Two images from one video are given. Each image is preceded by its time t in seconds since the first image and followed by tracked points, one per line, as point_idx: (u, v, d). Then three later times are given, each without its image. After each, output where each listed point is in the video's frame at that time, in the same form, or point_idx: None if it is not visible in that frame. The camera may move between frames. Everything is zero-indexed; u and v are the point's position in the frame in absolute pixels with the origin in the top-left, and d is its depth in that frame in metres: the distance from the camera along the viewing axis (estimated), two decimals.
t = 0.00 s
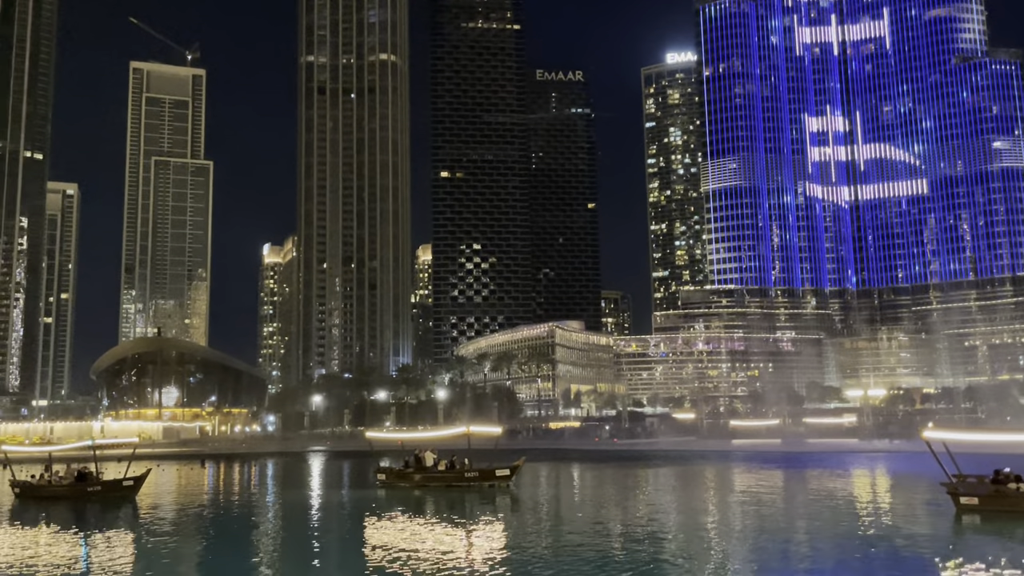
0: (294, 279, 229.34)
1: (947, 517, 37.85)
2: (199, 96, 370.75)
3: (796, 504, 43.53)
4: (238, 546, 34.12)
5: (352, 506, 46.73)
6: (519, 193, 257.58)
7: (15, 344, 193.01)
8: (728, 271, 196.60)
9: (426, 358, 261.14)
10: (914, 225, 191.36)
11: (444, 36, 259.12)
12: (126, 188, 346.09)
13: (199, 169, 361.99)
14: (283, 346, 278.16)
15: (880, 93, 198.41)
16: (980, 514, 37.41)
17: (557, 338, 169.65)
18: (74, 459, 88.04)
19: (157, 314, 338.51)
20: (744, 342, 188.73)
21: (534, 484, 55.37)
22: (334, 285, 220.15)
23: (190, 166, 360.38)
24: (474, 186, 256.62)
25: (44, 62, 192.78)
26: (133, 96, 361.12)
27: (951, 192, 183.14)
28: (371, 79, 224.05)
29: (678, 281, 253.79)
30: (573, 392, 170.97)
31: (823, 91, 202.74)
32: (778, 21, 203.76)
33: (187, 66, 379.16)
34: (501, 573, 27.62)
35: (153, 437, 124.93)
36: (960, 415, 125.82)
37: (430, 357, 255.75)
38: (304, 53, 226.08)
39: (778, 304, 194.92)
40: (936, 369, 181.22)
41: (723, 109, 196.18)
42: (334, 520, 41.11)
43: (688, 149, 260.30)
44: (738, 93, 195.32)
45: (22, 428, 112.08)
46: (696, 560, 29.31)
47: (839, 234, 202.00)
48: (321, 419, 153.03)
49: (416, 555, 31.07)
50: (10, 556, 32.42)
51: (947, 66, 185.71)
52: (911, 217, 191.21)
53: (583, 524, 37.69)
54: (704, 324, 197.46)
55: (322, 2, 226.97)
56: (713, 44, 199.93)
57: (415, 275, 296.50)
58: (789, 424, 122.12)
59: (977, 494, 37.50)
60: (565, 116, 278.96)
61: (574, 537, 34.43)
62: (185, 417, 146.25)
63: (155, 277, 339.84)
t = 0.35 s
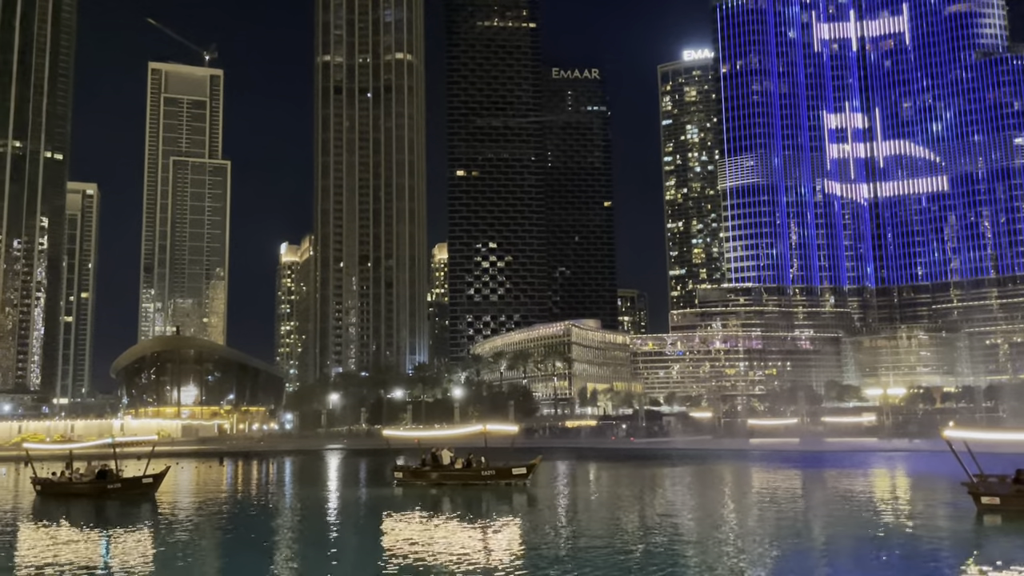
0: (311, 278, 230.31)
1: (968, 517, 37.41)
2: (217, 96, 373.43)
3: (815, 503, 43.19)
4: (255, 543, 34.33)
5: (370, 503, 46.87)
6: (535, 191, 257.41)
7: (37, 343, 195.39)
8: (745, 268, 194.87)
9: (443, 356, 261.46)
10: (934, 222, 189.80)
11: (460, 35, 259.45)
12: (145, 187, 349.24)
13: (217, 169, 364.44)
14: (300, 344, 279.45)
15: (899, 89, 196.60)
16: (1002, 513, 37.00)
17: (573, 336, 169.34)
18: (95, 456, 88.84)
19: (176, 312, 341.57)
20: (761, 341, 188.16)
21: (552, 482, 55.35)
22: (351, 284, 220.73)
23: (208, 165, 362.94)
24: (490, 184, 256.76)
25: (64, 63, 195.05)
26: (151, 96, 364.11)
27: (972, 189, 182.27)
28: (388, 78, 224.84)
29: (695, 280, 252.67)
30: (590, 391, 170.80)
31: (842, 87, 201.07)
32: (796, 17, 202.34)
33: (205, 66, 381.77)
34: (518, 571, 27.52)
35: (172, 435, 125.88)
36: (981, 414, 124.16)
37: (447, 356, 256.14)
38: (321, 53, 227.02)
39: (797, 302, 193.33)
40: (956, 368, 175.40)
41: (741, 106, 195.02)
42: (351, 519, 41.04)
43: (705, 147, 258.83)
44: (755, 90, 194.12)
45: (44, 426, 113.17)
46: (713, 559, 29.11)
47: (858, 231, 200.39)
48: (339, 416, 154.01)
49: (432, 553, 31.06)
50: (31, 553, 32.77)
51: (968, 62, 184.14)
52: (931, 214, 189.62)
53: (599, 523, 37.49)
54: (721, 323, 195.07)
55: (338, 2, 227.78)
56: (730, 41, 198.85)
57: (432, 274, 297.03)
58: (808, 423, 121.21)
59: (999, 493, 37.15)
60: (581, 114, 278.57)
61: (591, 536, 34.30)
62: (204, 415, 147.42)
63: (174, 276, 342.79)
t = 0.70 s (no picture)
0: (324, 277, 230.93)
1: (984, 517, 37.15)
2: (231, 96, 375.43)
3: (829, 502, 42.93)
4: (268, 540, 34.55)
5: (382, 502, 46.95)
6: (547, 189, 257.46)
7: (53, 341, 196.93)
8: (758, 267, 193.39)
9: (455, 355, 261.90)
10: (949, 220, 188.67)
11: (472, 33, 259.61)
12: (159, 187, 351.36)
13: (231, 168, 366.08)
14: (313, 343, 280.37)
15: (914, 86, 195.32)
16: (1019, 512, 36.82)
17: (585, 335, 169.02)
18: (110, 454, 89.55)
19: (190, 311, 343.51)
20: (775, 339, 186.66)
21: (563, 480, 55.28)
22: (363, 282, 221.18)
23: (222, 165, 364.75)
24: (502, 183, 256.76)
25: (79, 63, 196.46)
26: (165, 96, 366.18)
27: (987, 186, 181.65)
28: (401, 77, 225.27)
29: (707, 278, 251.98)
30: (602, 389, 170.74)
31: (856, 84, 199.69)
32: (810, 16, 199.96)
33: (218, 65, 383.49)
34: (531, 569, 27.54)
35: (186, 432, 126.89)
36: (996, 413, 123.34)
37: (459, 354, 256.39)
38: (333, 52, 227.63)
39: (810, 300, 191.69)
40: (971, 367, 174.42)
41: (754, 103, 194.07)
42: (363, 517, 40.92)
43: (718, 144, 257.71)
44: (768, 88, 193.24)
45: (61, 423, 113.98)
46: (726, 558, 28.98)
47: (873, 230, 198.26)
48: (352, 414, 154.69)
49: (444, 552, 31.00)
50: (46, 549, 33.03)
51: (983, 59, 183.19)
52: (947, 212, 188.53)
53: (613, 523, 37.34)
54: (734, 321, 193.78)
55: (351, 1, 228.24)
56: (744, 38, 197.86)
57: (444, 272, 297.32)
58: (822, 421, 120.69)
59: (1015, 493, 37.06)
60: (594, 112, 278.26)
61: (603, 534, 34.23)
62: (218, 413, 148.44)
63: (188, 275, 344.90)
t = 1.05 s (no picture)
0: (333, 276, 231.61)
1: (996, 517, 37.00)
2: (241, 97, 377.18)
3: (840, 502, 42.79)
4: (277, 539, 34.64)
5: (392, 500, 46.97)
6: (556, 188, 257.37)
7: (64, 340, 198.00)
8: (768, 266, 193.36)
9: (464, 355, 262.12)
10: (961, 219, 187.46)
11: (481, 33, 259.65)
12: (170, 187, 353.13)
13: (241, 167, 367.40)
14: (322, 342, 280.99)
15: (924, 85, 194.57)
16: None
17: (594, 334, 168.62)
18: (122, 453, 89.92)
19: (200, 310, 345.04)
20: (785, 339, 185.77)
21: (572, 480, 55.29)
22: (373, 282, 221.58)
23: (231, 165, 365.92)
24: (511, 182, 256.80)
25: (90, 64, 197.15)
26: (176, 96, 368.23)
27: (999, 185, 180.02)
28: (409, 76, 225.58)
29: (717, 277, 251.59)
30: (611, 388, 170.65)
31: (866, 83, 199.03)
32: (820, 13, 199.71)
33: (228, 66, 384.93)
34: (540, 569, 27.54)
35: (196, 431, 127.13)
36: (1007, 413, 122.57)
37: (468, 353, 256.58)
38: (343, 52, 228.26)
39: (820, 299, 190.94)
40: (983, 367, 173.31)
41: (764, 102, 193.61)
42: (372, 517, 40.83)
43: (727, 143, 256.67)
44: (778, 86, 192.90)
45: (72, 422, 114.47)
46: (735, 559, 28.85)
47: (883, 229, 197.89)
48: (361, 414, 155.24)
49: (454, 551, 31.02)
50: (57, 547, 33.19)
51: (994, 57, 182.10)
52: (957, 211, 187.40)
53: (622, 522, 37.30)
54: (743, 321, 193.40)
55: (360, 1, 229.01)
56: (753, 36, 197.45)
57: (453, 272, 297.56)
58: (831, 421, 120.33)
59: None
60: (603, 111, 278.04)
61: (613, 533, 34.29)
62: (229, 412, 148.89)
63: (198, 274, 346.34)
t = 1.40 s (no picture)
0: (339, 275, 231.93)
1: (1003, 517, 36.85)
2: (247, 95, 377.75)
3: (847, 501, 42.70)
4: (284, 537, 34.82)
5: (398, 499, 47.01)
6: (562, 187, 257.55)
7: (70, 339, 198.80)
8: (774, 265, 192.83)
9: (470, 353, 262.82)
10: (968, 217, 186.79)
11: (487, 31, 259.35)
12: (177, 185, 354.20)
13: (247, 166, 368.09)
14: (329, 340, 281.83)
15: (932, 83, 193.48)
16: None
17: (600, 333, 168.28)
18: (129, 451, 90.17)
19: (207, 308, 345.91)
20: (791, 338, 185.63)
21: (578, 478, 55.26)
22: (379, 280, 221.82)
23: (238, 163, 366.48)
24: (517, 180, 256.94)
25: (97, 64, 198.15)
26: (182, 95, 369.25)
27: (1007, 183, 179.32)
28: (415, 75, 225.81)
29: (723, 276, 251.44)
30: (617, 387, 170.53)
31: (873, 81, 198.48)
32: (827, 11, 199.88)
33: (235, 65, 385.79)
34: (546, 567, 27.62)
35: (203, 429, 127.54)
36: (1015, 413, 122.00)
37: (474, 352, 256.75)
38: (348, 50, 228.35)
39: (827, 299, 190.89)
40: (990, 366, 172.54)
41: (770, 100, 193.05)
42: (379, 515, 40.76)
43: (733, 142, 255.96)
44: (784, 84, 192.24)
45: (79, 420, 115.04)
46: (741, 558, 28.82)
47: (890, 227, 196.99)
48: (367, 412, 155.57)
49: (463, 549, 30.98)
50: (65, 545, 33.45)
51: (1002, 54, 181.27)
52: (965, 209, 186.61)
53: (627, 521, 37.29)
54: (750, 319, 193.73)
55: None
56: (759, 34, 197.00)
57: (459, 270, 297.62)
58: (838, 420, 119.93)
59: None
60: (609, 109, 277.82)
61: (618, 532, 34.34)
62: (235, 410, 149.37)
63: (205, 273, 346.99)
